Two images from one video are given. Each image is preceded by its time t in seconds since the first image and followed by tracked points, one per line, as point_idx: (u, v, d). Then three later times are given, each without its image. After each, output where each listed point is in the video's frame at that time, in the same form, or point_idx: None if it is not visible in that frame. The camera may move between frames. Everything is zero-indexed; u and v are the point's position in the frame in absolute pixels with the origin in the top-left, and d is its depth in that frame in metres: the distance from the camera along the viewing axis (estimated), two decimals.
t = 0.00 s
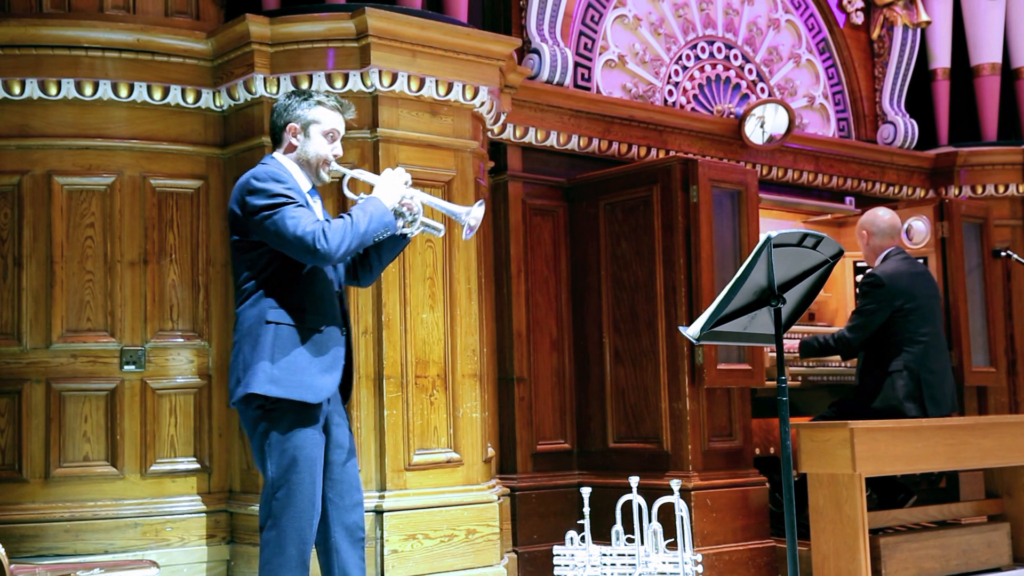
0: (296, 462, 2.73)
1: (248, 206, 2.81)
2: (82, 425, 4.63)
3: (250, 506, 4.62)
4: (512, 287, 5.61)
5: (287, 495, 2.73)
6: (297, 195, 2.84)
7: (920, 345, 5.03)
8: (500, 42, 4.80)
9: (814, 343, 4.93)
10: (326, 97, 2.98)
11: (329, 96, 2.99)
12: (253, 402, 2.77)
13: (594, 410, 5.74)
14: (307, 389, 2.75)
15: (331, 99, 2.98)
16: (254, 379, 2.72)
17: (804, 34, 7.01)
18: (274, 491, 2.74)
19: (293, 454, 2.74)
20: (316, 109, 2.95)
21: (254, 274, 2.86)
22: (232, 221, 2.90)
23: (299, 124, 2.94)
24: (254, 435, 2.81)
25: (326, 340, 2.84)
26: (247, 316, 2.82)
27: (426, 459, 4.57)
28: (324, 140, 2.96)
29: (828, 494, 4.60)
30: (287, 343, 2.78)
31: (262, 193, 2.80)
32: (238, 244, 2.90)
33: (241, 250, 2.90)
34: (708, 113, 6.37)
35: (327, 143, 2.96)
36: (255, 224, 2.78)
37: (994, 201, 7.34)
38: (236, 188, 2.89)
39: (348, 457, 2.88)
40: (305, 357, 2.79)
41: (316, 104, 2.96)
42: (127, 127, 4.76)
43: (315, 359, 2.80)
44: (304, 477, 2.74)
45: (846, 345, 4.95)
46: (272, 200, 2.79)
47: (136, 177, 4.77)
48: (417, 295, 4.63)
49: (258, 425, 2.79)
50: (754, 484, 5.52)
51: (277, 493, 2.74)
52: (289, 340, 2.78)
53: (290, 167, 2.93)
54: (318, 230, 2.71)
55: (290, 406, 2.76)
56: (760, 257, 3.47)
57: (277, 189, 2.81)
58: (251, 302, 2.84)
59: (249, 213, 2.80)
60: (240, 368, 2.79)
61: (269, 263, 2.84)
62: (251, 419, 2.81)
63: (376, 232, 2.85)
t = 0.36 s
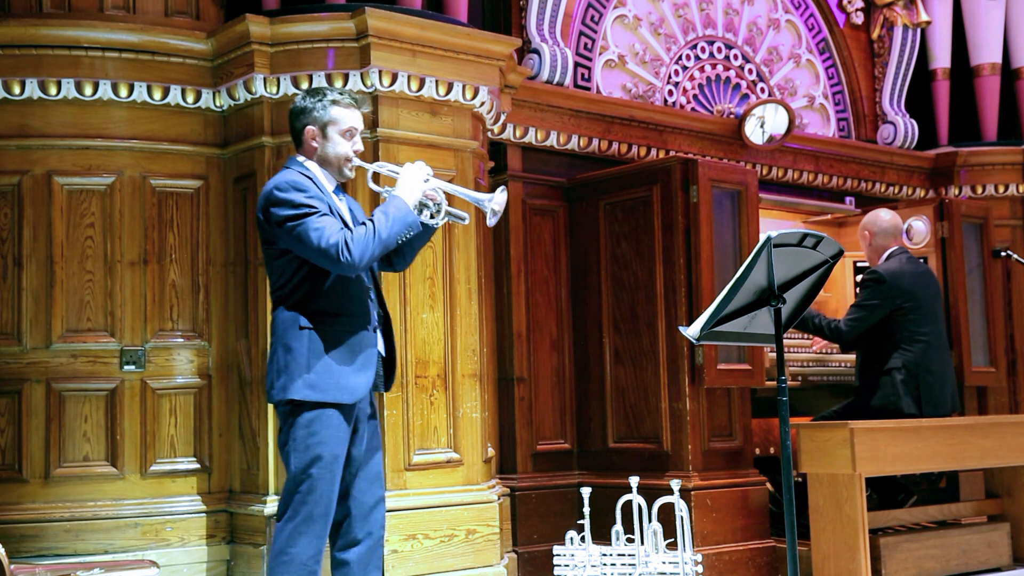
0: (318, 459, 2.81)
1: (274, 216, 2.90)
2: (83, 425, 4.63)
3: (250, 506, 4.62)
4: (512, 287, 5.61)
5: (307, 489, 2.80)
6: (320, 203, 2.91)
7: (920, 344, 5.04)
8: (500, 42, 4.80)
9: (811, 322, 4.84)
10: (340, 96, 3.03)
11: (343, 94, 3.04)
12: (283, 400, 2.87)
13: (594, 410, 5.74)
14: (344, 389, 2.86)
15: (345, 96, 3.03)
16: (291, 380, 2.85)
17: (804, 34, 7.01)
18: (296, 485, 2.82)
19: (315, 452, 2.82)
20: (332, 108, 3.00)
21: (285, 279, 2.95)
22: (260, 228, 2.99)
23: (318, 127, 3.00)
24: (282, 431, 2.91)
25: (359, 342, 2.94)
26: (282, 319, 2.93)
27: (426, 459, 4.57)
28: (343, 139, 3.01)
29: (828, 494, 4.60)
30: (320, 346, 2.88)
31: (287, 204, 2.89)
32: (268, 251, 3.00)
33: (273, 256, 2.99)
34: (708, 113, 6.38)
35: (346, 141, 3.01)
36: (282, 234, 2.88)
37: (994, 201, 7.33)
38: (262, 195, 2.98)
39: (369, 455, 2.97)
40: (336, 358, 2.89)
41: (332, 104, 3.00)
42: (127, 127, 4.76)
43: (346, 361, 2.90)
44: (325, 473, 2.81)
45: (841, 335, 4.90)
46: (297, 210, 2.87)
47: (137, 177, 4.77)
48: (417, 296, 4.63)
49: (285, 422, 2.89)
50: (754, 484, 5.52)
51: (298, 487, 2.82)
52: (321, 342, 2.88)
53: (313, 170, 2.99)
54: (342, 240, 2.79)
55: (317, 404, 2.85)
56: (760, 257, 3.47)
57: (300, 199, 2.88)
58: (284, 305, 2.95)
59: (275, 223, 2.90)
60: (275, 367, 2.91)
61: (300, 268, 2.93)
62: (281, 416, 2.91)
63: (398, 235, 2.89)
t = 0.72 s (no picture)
0: (332, 458, 2.87)
1: (286, 225, 2.98)
2: (83, 425, 4.64)
3: (250, 506, 4.61)
4: (512, 287, 5.61)
5: (323, 487, 2.86)
6: (330, 214, 2.97)
7: (923, 346, 5.04)
8: (500, 42, 4.80)
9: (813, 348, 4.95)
10: (359, 106, 3.06)
11: (363, 103, 3.07)
12: (300, 401, 2.95)
13: (594, 410, 5.74)
14: (355, 390, 2.91)
15: (364, 106, 3.07)
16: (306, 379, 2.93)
17: (804, 34, 7.01)
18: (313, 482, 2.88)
19: (329, 450, 2.88)
20: (352, 120, 3.04)
21: (300, 287, 3.03)
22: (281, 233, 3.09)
23: (338, 137, 3.06)
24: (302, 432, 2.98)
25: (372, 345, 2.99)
26: (299, 325, 3.02)
27: (426, 459, 4.57)
28: (362, 149, 3.06)
29: (828, 494, 4.60)
30: (335, 348, 2.95)
31: (298, 214, 2.96)
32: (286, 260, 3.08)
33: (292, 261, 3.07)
34: (708, 113, 6.38)
35: (365, 152, 3.06)
36: (294, 242, 2.96)
37: (994, 201, 7.33)
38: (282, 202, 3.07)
39: (386, 456, 3.01)
40: (350, 360, 2.95)
41: (351, 115, 3.05)
42: (127, 127, 4.76)
43: (359, 363, 2.96)
44: (339, 472, 2.86)
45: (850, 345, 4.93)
46: (307, 220, 2.95)
47: (137, 177, 4.77)
48: (417, 296, 4.63)
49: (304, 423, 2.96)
50: (754, 484, 5.52)
51: (315, 484, 2.88)
52: (335, 346, 2.95)
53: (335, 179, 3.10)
54: (341, 256, 2.84)
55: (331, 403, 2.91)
56: (760, 257, 3.47)
57: (310, 210, 2.95)
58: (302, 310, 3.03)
59: (287, 232, 2.98)
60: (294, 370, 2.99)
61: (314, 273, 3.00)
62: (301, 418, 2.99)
63: (401, 251, 2.89)
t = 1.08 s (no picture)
0: (330, 453, 2.87)
1: (291, 220, 3.02)
2: (83, 425, 4.63)
3: (250, 506, 4.61)
4: (511, 287, 5.61)
5: (321, 483, 2.87)
6: (333, 208, 2.99)
7: (922, 346, 5.04)
8: (500, 42, 4.80)
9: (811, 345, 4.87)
10: (371, 103, 3.05)
11: (375, 101, 3.06)
12: (300, 396, 2.96)
13: (594, 410, 5.74)
14: (352, 387, 2.91)
15: (376, 104, 3.06)
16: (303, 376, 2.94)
17: (804, 34, 7.01)
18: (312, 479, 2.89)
19: (327, 446, 2.88)
20: (362, 117, 3.03)
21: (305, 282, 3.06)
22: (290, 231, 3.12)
23: (348, 134, 3.06)
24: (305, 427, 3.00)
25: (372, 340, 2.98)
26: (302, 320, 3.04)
27: (426, 459, 4.57)
28: (371, 146, 3.05)
29: (828, 494, 4.60)
30: (334, 344, 2.96)
31: (302, 209, 2.99)
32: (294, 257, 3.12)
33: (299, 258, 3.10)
34: (708, 113, 6.38)
35: (374, 149, 3.05)
36: (296, 237, 2.98)
37: (994, 201, 7.33)
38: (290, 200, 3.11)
39: (386, 454, 3.00)
40: (348, 355, 2.95)
41: (362, 113, 3.04)
42: (127, 127, 4.76)
43: (359, 357, 2.96)
44: (337, 468, 2.86)
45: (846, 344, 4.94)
46: (309, 214, 2.97)
47: (137, 177, 4.77)
48: (417, 296, 4.63)
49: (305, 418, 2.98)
50: (754, 484, 5.52)
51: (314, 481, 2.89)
52: (334, 340, 2.96)
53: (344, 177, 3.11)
54: (340, 245, 2.85)
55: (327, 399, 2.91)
56: (760, 257, 3.47)
57: (313, 204, 2.98)
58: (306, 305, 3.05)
59: (291, 227, 3.01)
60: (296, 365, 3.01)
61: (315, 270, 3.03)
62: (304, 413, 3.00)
63: (399, 240, 2.87)
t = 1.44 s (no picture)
0: (331, 452, 2.87)
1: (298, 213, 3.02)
2: (83, 425, 4.64)
3: (250, 506, 4.61)
4: (511, 287, 5.61)
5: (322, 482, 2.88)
6: (339, 203, 3.00)
7: (923, 345, 5.04)
8: (500, 42, 4.80)
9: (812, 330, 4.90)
10: (390, 109, 3.07)
11: (394, 108, 3.08)
12: (301, 395, 2.97)
13: (594, 410, 5.74)
14: (346, 384, 2.90)
15: (394, 110, 3.07)
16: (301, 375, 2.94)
17: (804, 34, 7.01)
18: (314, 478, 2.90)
19: (328, 445, 2.88)
20: (379, 122, 3.05)
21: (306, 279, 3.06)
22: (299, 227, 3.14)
23: (363, 137, 3.07)
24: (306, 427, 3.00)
25: (370, 338, 2.98)
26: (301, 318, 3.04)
27: (426, 459, 4.57)
28: (384, 151, 3.06)
29: (828, 494, 4.60)
30: (332, 342, 2.96)
31: (308, 202, 3.00)
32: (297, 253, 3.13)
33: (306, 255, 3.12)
34: (708, 113, 6.38)
35: (386, 153, 3.06)
36: (300, 229, 2.99)
37: (994, 201, 7.33)
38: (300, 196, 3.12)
39: (387, 453, 3.01)
40: (346, 352, 2.95)
41: (379, 117, 3.06)
42: (127, 128, 4.76)
43: (357, 355, 2.95)
44: (338, 467, 2.87)
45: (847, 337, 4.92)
46: (315, 207, 2.98)
47: (137, 177, 4.77)
48: (417, 295, 4.63)
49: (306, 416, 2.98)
50: (754, 484, 5.52)
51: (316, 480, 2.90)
52: (332, 338, 2.96)
53: (353, 177, 3.11)
54: (340, 236, 2.85)
55: (326, 397, 2.91)
56: (760, 257, 3.47)
57: (320, 198, 2.99)
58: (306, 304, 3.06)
59: (298, 219, 3.02)
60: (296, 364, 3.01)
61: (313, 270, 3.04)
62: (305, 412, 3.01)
63: (400, 237, 2.87)
